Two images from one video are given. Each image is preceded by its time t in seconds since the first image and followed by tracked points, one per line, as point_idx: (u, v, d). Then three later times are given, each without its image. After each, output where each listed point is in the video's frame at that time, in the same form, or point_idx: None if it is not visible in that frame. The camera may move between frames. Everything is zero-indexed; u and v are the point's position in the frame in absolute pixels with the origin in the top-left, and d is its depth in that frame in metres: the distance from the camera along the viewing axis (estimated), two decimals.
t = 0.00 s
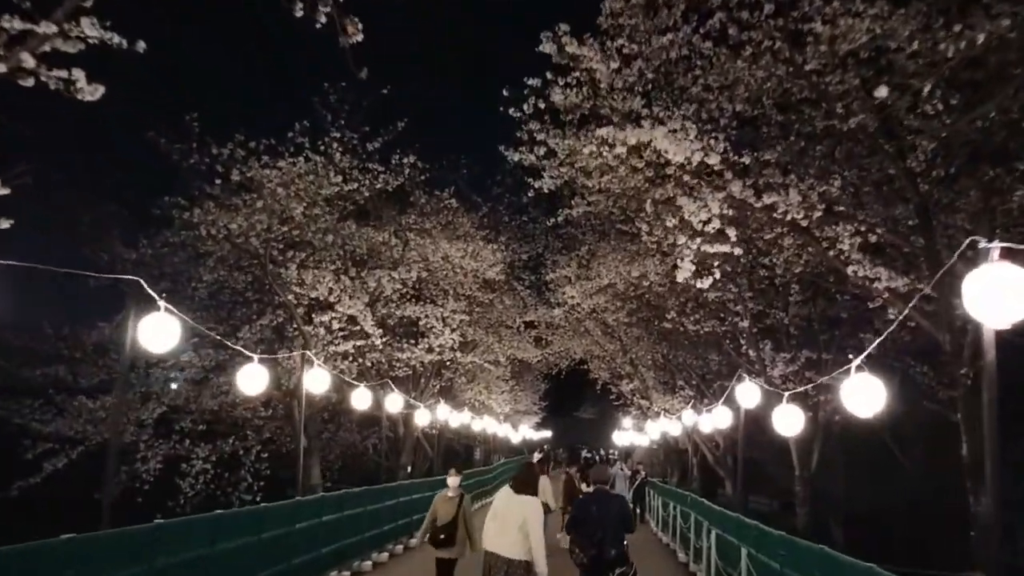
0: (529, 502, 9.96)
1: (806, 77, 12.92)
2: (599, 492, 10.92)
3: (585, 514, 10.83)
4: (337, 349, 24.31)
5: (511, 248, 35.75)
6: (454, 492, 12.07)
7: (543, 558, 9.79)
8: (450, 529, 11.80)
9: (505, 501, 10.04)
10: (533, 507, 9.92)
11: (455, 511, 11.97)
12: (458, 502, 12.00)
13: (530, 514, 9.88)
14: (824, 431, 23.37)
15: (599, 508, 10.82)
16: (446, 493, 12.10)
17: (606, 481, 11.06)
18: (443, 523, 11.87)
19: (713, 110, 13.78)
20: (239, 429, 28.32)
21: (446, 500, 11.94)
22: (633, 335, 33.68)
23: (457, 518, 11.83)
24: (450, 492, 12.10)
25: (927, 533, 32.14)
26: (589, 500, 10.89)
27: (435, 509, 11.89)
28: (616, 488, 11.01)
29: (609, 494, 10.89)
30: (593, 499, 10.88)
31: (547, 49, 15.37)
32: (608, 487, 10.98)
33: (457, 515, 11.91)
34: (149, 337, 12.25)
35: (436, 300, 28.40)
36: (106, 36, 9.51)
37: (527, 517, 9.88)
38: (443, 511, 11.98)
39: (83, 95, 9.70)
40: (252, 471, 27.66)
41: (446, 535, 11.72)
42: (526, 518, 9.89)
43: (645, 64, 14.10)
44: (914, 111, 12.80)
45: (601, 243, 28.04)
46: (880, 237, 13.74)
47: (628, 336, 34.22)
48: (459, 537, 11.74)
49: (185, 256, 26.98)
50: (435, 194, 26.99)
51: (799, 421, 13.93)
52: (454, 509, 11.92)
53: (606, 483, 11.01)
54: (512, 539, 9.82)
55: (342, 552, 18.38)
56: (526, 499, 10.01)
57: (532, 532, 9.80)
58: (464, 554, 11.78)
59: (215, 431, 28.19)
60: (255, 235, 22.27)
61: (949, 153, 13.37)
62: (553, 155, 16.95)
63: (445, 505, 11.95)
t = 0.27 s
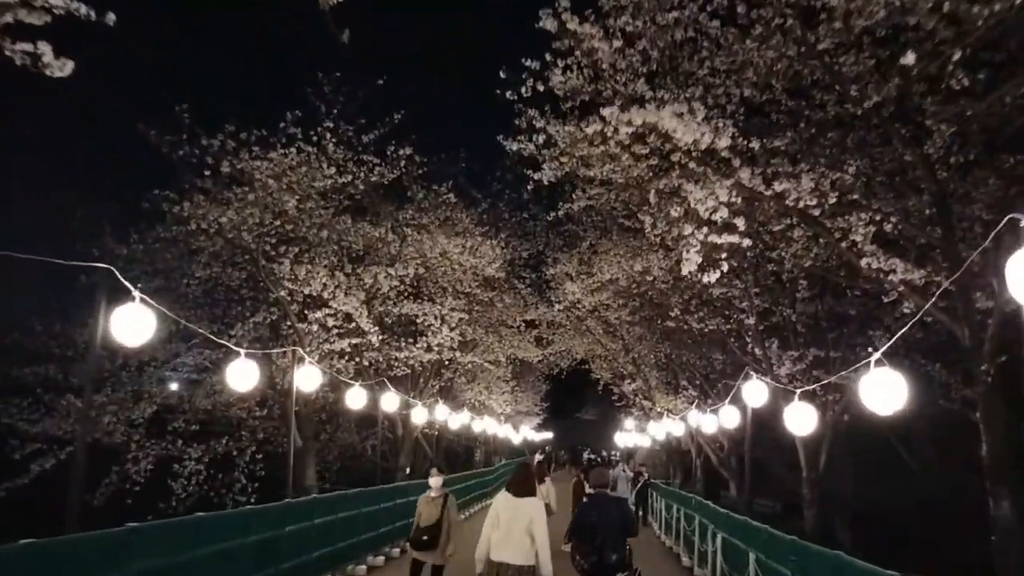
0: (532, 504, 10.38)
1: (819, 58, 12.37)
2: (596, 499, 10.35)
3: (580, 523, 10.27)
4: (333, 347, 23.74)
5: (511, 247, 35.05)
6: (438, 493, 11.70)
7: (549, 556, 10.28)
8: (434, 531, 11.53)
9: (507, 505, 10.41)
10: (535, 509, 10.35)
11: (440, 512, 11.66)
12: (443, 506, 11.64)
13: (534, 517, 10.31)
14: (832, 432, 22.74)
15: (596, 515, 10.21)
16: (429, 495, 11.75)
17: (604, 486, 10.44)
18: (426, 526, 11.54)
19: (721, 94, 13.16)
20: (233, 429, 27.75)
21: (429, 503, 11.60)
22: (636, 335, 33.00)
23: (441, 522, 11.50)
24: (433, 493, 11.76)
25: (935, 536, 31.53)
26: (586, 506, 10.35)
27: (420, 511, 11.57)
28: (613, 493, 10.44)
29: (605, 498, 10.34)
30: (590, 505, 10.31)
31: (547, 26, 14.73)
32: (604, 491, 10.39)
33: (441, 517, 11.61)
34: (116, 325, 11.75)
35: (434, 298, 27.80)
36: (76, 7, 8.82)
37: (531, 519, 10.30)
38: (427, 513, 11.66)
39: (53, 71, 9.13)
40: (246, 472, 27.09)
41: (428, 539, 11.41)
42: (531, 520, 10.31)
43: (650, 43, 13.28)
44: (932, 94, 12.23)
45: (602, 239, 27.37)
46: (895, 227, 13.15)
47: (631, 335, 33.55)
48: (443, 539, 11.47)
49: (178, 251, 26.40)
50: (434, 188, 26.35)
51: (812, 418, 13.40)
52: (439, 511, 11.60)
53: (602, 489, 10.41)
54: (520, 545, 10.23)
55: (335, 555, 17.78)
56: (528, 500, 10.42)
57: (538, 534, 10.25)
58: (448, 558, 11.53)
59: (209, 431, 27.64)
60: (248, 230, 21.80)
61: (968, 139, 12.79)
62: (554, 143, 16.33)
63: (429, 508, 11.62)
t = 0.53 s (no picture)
0: (529, 502, 9.83)
1: (830, 34, 11.85)
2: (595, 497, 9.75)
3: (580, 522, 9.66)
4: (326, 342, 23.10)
5: (510, 242, 34.40)
6: (410, 500, 10.75)
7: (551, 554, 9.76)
8: (405, 543, 10.55)
9: (504, 505, 9.84)
10: (533, 507, 9.80)
11: (412, 520, 10.73)
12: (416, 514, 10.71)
13: (533, 514, 9.75)
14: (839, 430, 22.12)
15: (593, 513, 9.62)
16: (399, 501, 10.78)
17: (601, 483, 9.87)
18: (396, 537, 10.55)
19: (726, 75, 12.69)
20: (226, 427, 27.19)
21: (400, 512, 10.65)
22: (637, 331, 32.38)
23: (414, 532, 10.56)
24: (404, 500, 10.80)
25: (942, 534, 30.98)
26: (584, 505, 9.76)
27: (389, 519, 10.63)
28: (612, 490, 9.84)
29: (604, 496, 9.75)
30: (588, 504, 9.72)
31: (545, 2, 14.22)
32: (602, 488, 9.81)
33: (412, 527, 10.61)
34: (80, 312, 9.71)
35: (431, 293, 27.22)
36: None
37: (530, 518, 9.74)
38: (396, 523, 10.71)
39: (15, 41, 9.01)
40: (238, 471, 26.52)
41: (400, 550, 10.45)
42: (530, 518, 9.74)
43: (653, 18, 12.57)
44: (948, 72, 11.69)
45: (603, 233, 26.74)
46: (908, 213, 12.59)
47: (632, 332, 32.92)
48: (415, 550, 10.52)
49: (169, 245, 25.81)
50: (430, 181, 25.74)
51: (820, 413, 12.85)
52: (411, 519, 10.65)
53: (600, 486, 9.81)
54: (521, 546, 9.65)
55: (325, 557, 17.13)
56: (524, 499, 9.87)
57: (539, 533, 9.69)
58: (421, 570, 10.58)
59: (201, 429, 27.09)
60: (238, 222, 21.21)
61: (985, 121, 12.23)
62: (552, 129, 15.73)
63: (399, 515, 10.66)
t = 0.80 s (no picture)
0: (531, 503, 9.29)
1: (843, 12, 11.31)
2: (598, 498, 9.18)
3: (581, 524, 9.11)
4: (320, 340, 22.55)
5: (509, 238, 33.89)
6: (383, 503, 10.45)
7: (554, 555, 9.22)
8: (375, 550, 10.30)
9: (503, 505, 9.31)
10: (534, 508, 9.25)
11: (384, 524, 10.46)
12: (389, 517, 10.43)
13: (535, 515, 9.23)
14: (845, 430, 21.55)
15: (595, 516, 9.08)
16: (372, 503, 10.48)
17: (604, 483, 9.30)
18: (366, 544, 10.29)
19: (733, 58, 12.13)
20: (219, 427, 26.63)
21: (373, 515, 10.37)
22: (638, 330, 31.85)
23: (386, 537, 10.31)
24: (378, 502, 10.49)
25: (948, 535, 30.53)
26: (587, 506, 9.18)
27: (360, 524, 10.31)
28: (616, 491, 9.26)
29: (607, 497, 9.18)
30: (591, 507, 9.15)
31: None
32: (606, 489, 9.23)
33: (384, 533, 10.38)
34: (48, 306, 9.19)
35: (427, 290, 26.71)
36: None
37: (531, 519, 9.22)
38: (369, 526, 10.43)
39: None
40: (232, 471, 25.96)
41: (371, 557, 10.18)
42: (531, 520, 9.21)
43: None
44: (965, 52, 11.17)
45: (604, 229, 26.17)
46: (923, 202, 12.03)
47: (632, 330, 32.36)
48: (387, 556, 10.28)
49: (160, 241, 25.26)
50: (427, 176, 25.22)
51: (830, 411, 12.33)
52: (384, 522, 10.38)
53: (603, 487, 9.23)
54: (522, 549, 9.15)
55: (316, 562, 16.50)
56: (524, 499, 9.32)
57: (540, 536, 9.17)
58: None
59: (194, 429, 26.52)
60: (229, 217, 20.66)
61: (1004, 104, 11.68)
62: (551, 117, 15.18)
63: (373, 519, 10.40)
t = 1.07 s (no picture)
0: (538, 503, 8.89)
1: None
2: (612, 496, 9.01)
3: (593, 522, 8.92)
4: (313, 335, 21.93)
5: (509, 233, 33.26)
6: (353, 508, 9.42)
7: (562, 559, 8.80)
8: (344, 560, 9.26)
9: (510, 505, 8.90)
10: (543, 508, 8.86)
11: (354, 531, 9.39)
12: (361, 523, 9.39)
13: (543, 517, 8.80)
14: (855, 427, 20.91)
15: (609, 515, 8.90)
16: (340, 509, 9.46)
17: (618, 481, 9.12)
18: (335, 553, 9.27)
19: (744, 29, 11.42)
20: (212, 424, 26.03)
21: (342, 522, 9.32)
22: (640, 325, 31.25)
23: (357, 546, 9.25)
24: (347, 507, 9.48)
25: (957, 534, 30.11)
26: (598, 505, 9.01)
27: (328, 532, 9.29)
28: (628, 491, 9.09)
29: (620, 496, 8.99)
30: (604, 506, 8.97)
31: None
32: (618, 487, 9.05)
33: (354, 542, 9.30)
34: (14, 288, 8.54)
35: (425, 284, 26.14)
36: None
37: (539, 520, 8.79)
38: (337, 534, 9.36)
39: None
40: (225, 469, 25.35)
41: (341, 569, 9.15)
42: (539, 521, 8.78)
43: None
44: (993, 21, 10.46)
45: (607, 221, 25.55)
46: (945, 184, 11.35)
47: (635, 326, 31.70)
48: (358, 568, 9.22)
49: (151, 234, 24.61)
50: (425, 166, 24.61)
51: (846, 404, 11.87)
52: (355, 530, 9.33)
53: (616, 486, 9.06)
54: (528, 550, 8.74)
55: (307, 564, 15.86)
56: (531, 499, 8.92)
57: (548, 538, 8.73)
58: None
59: (187, 426, 25.92)
60: (218, 205, 19.90)
61: None
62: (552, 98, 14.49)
63: (341, 526, 9.33)
